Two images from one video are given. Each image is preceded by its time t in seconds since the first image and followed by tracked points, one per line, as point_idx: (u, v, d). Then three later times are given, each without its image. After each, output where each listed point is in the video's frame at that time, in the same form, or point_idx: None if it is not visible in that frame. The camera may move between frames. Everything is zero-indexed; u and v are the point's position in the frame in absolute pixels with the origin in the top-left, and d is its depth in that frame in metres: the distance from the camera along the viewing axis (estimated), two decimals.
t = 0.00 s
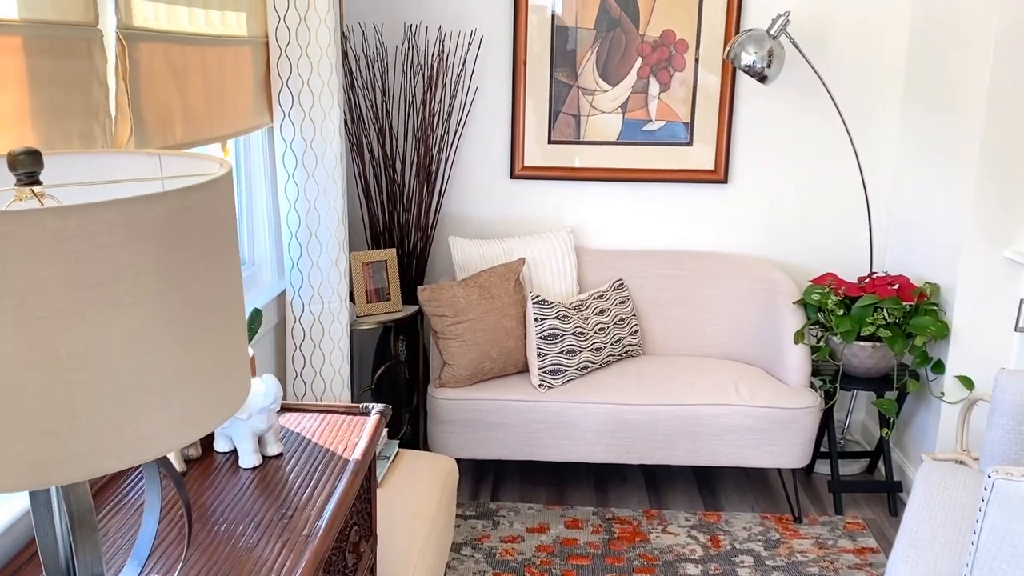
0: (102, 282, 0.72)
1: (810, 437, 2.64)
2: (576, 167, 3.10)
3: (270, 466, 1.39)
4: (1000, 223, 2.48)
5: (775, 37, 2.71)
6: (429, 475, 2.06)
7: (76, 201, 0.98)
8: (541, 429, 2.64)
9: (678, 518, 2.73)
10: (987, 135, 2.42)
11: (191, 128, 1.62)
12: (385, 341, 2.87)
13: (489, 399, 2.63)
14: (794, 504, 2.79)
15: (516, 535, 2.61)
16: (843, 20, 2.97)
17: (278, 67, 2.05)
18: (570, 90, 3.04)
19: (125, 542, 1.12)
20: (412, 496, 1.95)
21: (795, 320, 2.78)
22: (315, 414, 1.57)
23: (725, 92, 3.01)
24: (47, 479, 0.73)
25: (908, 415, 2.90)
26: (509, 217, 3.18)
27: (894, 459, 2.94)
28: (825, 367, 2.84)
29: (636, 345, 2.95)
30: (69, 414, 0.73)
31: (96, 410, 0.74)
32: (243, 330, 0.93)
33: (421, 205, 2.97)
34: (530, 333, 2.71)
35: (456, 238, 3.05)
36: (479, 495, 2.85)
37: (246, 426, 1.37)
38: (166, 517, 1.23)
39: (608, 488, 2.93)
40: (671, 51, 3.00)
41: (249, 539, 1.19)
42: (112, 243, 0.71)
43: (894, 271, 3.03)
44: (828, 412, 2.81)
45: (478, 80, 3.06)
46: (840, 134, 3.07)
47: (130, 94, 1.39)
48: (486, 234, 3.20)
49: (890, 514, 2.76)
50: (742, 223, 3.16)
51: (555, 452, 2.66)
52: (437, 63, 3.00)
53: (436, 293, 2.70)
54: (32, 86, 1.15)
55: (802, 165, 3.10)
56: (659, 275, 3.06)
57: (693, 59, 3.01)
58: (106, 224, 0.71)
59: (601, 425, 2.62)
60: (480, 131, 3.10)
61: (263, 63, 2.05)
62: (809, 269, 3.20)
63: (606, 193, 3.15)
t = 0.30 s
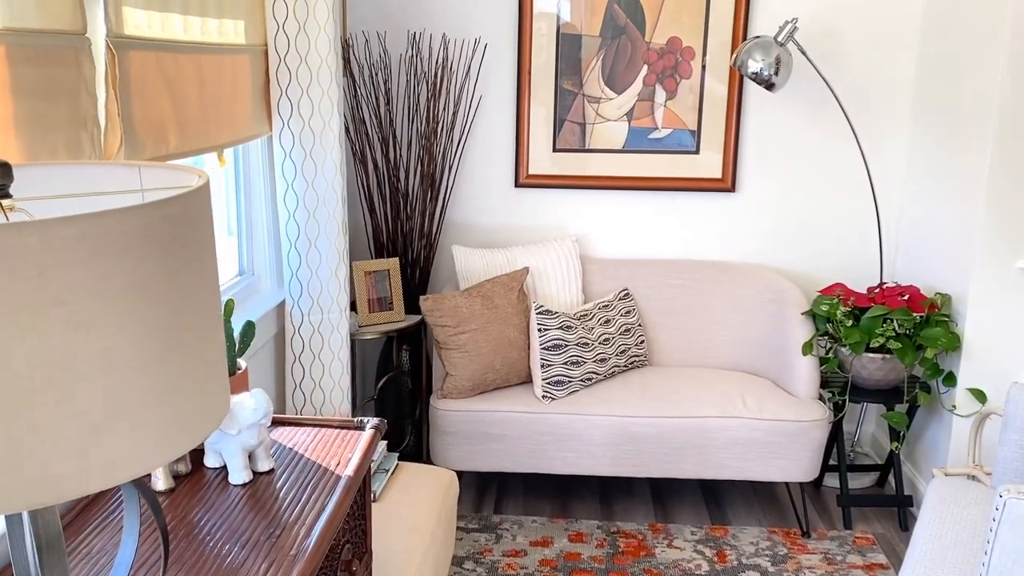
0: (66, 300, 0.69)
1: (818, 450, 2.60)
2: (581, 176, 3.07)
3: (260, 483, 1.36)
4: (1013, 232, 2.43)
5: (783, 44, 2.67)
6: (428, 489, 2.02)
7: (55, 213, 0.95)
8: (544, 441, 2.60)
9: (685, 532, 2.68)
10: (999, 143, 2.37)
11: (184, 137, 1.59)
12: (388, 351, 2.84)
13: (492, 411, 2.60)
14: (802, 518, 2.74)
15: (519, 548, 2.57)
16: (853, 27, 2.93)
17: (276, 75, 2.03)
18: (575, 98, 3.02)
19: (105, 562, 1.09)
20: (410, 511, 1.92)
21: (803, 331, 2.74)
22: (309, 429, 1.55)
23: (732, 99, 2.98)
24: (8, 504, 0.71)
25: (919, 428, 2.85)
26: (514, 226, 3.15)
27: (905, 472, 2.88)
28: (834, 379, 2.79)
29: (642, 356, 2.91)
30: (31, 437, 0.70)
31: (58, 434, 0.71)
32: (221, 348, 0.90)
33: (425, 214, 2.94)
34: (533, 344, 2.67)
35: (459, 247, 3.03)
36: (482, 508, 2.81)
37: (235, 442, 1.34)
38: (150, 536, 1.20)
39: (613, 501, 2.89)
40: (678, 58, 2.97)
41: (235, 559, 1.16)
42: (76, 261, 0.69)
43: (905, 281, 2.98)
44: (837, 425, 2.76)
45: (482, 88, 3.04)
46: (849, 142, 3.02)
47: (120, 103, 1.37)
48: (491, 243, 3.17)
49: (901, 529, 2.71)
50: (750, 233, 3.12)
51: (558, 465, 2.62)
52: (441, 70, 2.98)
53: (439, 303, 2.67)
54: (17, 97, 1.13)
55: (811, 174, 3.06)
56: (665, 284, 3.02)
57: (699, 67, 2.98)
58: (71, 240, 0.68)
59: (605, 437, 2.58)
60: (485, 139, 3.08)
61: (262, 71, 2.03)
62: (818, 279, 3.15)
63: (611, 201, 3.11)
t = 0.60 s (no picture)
0: (39, 315, 0.67)
1: (830, 462, 2.55)
2: (590, 184, 3.05)
3: (256, 497, 1.34)
4: None
5: (792, 51, 2.64)
6: (431, 502, 2.00)
7: (43, 226, 0.94)
8: (551, 452, 2.57)
9: (694, 545, 2.65)
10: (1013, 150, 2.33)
11: (184, 145, 1.58)
12: (394, 361, 2.82)
13: (498, 422, 2.57)
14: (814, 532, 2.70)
15: (525, 561, 2.54)
16: (864, 33, 2.90)
17: (280, 84, 2.02)
18: (583, 106, 2.99)
19: None
20: (413, 524, 1.89)
21: (814, 341, 2.70)
22: (308, 442, 1.53)
23: (742, 106, 2.95)
24: None
25: (933, 440, 2.80)
26: (522, 234, 3.13)
27: (919, 485, 2.83)
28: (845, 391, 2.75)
29: (651, 366, 2.88)
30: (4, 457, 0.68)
31: (33, 454, 0.69)
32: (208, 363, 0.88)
33: (431, 222, 2.92)
34: (540, 354, 2.65)
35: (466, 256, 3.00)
36: (488, 520, 2.78)
37: (230, 455, 1.32)
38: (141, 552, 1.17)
39: (621, 513, 2.85)
40: (687, 65, 2.95)
41: None
42: (50, 274, 0.67)
43: (919, 291, 2.94)
44: (849, 437, 2.72)
45: (489, 96, 3.02)
46: (861, 150, 2.99)
47: (117, 113, 1.35)
48: (498, 252, 3.14)
49: (915, 544, 2.66)
50: (760, 241, 3.09)
51: (565, 476, 2.59)
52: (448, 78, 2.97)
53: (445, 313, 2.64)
54: (11, 106, 1.12)
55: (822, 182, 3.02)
56: (674, 294, 2.99)
57: (709, 74, 2.95)
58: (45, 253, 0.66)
59: (613, 449, 2.55)
60: (492, 147, 3.06)
61: (266, 80, 2.02)
62: (830, 288, 3.11)
63: (620, 210, 3.09)
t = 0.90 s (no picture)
0: (31, 336, 0.65)
1: (846, 475, 2.52)
2: (602, 193, 3.03)
3: (262, 513, 1.32)
4: None
5: (806, 59, 2.61)
6: (440, 516, 1.98)
7: (46, 243, 0.93)
8: (562, 465, 2.54)
9: (707, 558, 2.61)
10: None
11: (191, 157, 1.57)
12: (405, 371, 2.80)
13: (509, 433, 2.55)
14: (829, 545, 2.66)
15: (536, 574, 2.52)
16: (880, 40, 2.87)
17: (289, 94, 2.02)
18: (595, 114, 2.98)
19: None
20: (422, 538, 1.88)
21: (829, 352, 2.66)
22: (316, 457, 1.51)
23: (756, 115, 2.92)
24: None
25: (951, 452, 2.75)
26: (533, 244, 3.11)
27: (936, 498, 2.79)
28: (861, 402, 2.71)
29: (663, 377, 2.85)
30: None
31: (25, 479, 0.67)
32: (209, 381, 0.86)
33: (442, 232, 2.90)
34: (551, 365, 2.63)
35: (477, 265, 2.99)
36: (500, 532, 2.76)
37: (236, 471, 1.31)
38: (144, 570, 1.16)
39: (634, 526, 2.82)
40: (699, 74, 2.92)
41: None
42: (42, 294, 0.65)
43: (936, 301, 2.90)
44: (865, 449, 2.68)
45: (500, 104, 3.01)
46: (876, 158, 2.95)
47: (123, 125, 1.34)
48: (510, 262, 3.13)
49: (932, 558, 2.62)
50: (774, 250, 3.05)
51: (577, 489, 2.57)
52: (458, 87, 2.96)
53: (455, 323, 2.63)
54: (15, 120, 1.11)
55: (836, 191, 2.99)
56: (688, 304, 2.96)
57: (722, 82, 2.93)
58: (37, 274, 0.64)
59: (625, 461, 2.52)
60: (501, 156, 3.05)
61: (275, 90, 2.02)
62: (845, 298, 3.07)
63: (632, 219, 3.06)
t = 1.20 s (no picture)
0: (28, 357, 0.64)
1: (861, 488, 2.48)
2: (613, 203, 3.02)
3: (268, 528, 1.32)
4: None
5: (819, 67, 2.59)
6: (448, 529, 1.97)
7: (53, 259, 0.93)
8: (574, 477, 2.53)
9: (720, 571, 2.59)
10: None
11: (199, 168, 1.57)
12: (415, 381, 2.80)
13: (520, 445, 2.54)
14: (844, 559, 2.63)
15: None
16: (893, 47, 2.85)
17: (299, 105, 2.02)
18: (606, 123, 2.97)
19: None
20: (431, 551, 1.86)
21: (843, 363, 2.64)
22: (323, 471, 1.51)
23: (768, 123, 2.90)
24: None
25: (968, 464, 2.72)
26: (544, 254, 3.10)
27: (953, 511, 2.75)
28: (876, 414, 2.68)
29: (676, 388, 2.83)
30: None
31: (23, 501, 0.66)
32: (210, 399, 0.86)
33: (453, 242, 2.89)
34: (562, 375, 2.61)
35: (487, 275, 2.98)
36: (510, 544, 2.74)
37: (242, 486, 1.30)
38: None
39: (646, 538, 2.80)
40: (711, 82, 2.91)
41: None
42: (40, 314, 0.64)
43: (951, 311, 2.86)
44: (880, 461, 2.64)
45: (511, 113, 3.00)
46: (890, 166, 2.93)
47: (131, 138, 1.35)
48: (520, 272, 3.12)
49: (949, 572, 2.58)
50: (787, 260, 3.03)
51: (588, 501, 2.55)
52: (469, 97, 2.95)
53: (466, 333, 2.62)
54: (21, 134, 1.11)
55: (850, 200, 2.96)
56: (700, 314, 2.94)
57: (733, 91, 2.91)
58: (34, 294, 0.63)
59: (637, 473, 2.50)
60: (511, 165, 3.04)
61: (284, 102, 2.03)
62: (859, 308, 3.04)
63: (643, 229, 3.05)
